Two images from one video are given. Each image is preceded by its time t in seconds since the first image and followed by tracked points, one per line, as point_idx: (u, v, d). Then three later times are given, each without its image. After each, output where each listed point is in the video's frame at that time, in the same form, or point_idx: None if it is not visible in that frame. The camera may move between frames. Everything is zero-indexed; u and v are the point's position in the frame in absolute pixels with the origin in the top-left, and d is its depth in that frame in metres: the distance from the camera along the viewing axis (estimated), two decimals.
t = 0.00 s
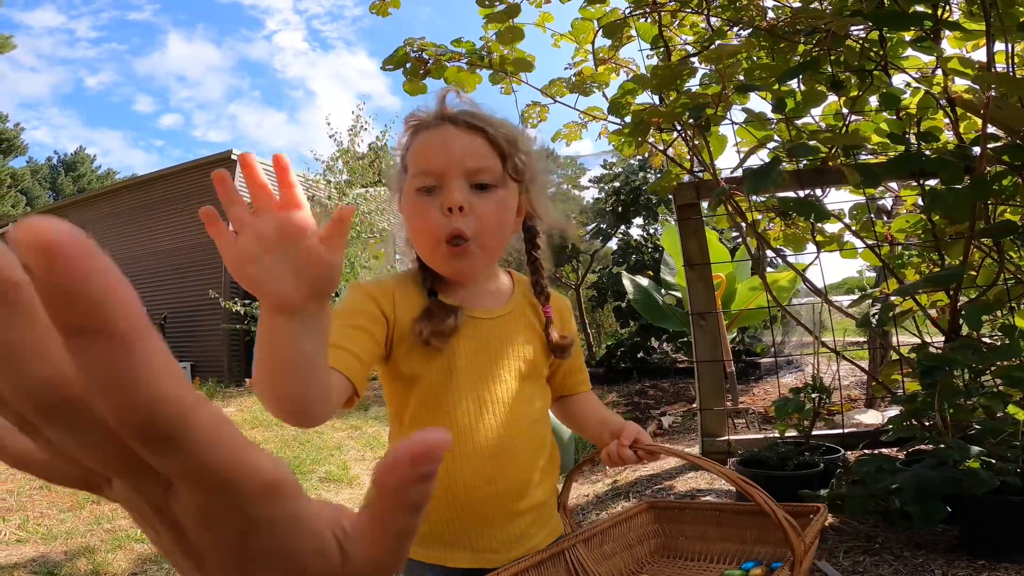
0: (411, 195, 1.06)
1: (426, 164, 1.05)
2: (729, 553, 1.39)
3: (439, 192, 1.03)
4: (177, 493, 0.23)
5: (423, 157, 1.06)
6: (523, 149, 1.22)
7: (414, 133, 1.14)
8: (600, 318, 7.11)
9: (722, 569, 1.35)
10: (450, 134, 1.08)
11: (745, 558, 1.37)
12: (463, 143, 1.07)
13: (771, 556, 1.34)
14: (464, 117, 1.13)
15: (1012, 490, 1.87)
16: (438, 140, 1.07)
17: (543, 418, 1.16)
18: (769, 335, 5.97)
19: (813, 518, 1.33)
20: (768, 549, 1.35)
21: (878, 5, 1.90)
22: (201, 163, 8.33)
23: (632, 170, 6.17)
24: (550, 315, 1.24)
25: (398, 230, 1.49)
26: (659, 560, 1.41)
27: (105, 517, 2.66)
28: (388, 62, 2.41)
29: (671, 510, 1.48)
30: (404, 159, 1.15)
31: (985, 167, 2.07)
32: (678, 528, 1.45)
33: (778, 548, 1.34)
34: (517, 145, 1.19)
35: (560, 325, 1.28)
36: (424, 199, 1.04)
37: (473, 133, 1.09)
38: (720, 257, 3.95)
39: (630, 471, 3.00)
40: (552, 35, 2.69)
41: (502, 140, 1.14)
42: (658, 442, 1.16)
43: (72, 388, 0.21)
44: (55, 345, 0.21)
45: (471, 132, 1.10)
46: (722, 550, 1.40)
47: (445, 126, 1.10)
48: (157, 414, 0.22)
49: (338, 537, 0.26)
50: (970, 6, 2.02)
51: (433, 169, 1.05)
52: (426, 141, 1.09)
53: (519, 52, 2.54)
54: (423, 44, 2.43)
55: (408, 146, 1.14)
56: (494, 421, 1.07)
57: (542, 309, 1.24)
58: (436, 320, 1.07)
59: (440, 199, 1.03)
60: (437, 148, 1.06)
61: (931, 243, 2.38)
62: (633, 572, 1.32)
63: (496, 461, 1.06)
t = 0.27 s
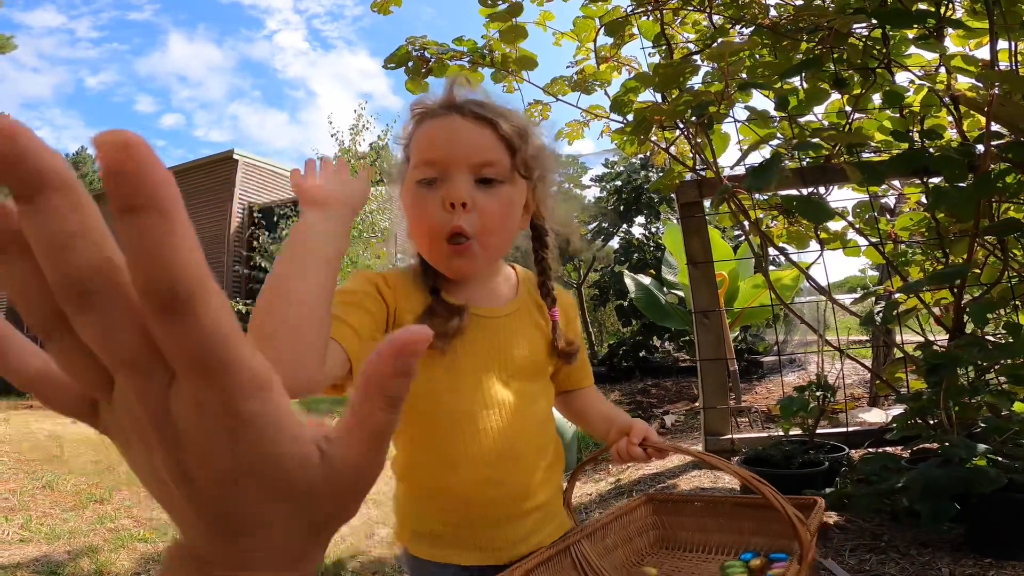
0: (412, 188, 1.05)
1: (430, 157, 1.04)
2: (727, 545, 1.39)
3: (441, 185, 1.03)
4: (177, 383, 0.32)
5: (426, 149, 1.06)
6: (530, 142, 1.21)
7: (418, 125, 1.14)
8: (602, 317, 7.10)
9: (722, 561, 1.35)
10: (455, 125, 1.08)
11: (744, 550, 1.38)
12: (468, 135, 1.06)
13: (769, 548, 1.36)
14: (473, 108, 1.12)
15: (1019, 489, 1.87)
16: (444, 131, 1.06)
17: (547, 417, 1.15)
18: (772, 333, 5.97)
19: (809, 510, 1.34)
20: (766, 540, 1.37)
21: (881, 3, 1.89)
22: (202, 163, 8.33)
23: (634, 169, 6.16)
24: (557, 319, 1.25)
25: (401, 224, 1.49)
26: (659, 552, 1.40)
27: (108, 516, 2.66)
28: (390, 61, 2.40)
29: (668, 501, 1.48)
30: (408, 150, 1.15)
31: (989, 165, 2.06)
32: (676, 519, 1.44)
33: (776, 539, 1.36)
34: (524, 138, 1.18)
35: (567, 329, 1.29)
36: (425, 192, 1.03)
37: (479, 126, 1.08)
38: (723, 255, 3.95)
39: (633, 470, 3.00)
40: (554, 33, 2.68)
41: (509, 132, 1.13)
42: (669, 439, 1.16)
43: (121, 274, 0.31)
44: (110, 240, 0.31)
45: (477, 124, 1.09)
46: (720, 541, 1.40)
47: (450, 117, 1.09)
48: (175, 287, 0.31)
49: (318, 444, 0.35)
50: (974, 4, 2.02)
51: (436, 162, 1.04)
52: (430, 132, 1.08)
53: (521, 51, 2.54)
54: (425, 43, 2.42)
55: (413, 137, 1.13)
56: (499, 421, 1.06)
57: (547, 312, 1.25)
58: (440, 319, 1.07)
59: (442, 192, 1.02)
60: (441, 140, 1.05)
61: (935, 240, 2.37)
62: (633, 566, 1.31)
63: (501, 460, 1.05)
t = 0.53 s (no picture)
0: (413, 178, 1.05)
1: (431, 148, 1.04)
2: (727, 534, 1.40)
3: (441, 178, 1.02)
4: (168, 365, 0.34)
5: (428, 140, 1.06)
6: (534, 140, 1.21)
7: (423, 117, 1.14)
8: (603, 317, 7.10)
9: (723, 549, 1.36)
10: (458, 118, 1.08)
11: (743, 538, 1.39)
12: (470, 128, 1.06)
13: (768, 535, 1.37)
14: (476, 105, 1.12)
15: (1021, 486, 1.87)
16: (445, 125, 1.06)
17: (553, 415, 1.16)
18: (773, 332, 5.97)
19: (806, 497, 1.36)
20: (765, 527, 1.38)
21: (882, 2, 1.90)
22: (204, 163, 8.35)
23: (635, 168, 6.17)
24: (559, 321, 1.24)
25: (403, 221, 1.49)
26: (661, 544, 1.41)
27: (111, 516, 2.67)
28: (391, 61, 2.41)
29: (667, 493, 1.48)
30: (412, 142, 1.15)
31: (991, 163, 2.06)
32: (676, 511, 1.45)
33: (775, 527, 1.37)
34: (527, 135, 1.18)
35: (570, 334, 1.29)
36: (424, 183, 1.03)
37: (482, 119, 1.08)
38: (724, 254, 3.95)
39: (635, 469, 3.00)
40: (556, 33, 2.69)
41: (513, 128, 1.13)
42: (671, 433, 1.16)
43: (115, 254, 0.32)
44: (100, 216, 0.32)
45: (481, 118, 1.09)
46: (720, 531, 1.41)
47: (454, 110, 1.10)
48: (169, 264, 0.32)
49: (316, 431, 0.37)
50: (975, 3, 2.03)
51: (436, 152, 1.04)
52: (433, 124, 1.08)
53: (523, 50, 2.54)
54: (426, 43, 2.43)
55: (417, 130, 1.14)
56: (507, 421, 1.07)
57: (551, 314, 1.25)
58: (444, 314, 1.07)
59: (440, 183, 1.01)
60: (441, 134, 1.05)
61: (937, 238, 2.37)
62: (638, 558, 1.31)
63: (508, 461, 1.06)
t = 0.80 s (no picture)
0: (411, 181, 1.04)
1: (429, 150, 1.04)
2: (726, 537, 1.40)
3: (441, 176, 1.02)
4: (161, 364, 0.34)
5: (425, 143, 1.06)
6: (530, 144, 1.22)
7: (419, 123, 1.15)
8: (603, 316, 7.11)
9: (721, 552, 1.36)
10: (454, 121, 1.08)
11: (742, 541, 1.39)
12: (467, 130, 1.06)
13: (767, 538, 1.36)
14: (472, 108, 1.13)
15: (1020, 486, 1.87)
16: (443, 126, 1.07)
17: (549, 417, 1.16)
18: (774, 331, 5.97)
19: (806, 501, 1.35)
20: (763, 531, 1.37)
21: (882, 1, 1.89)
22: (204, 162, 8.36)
23: (635, 167, 6.17)
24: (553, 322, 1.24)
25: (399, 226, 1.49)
26: (659, 544, 1.41)
27: (112, 515, 2.67)
28: (390, 60, 2.41)
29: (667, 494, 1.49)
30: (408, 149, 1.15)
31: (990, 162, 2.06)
32: (675, 512, 1.45)
33: (774, 530, 1.37)
34: (523, 139, 1.18)
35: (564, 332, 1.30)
36: (423, 183, 1.02)
37: (479, 122, 1.09)
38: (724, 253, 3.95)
39: (635, 468, 3.00)
40: (555, 32, 2.69)
41: (509, 131, 1.13)
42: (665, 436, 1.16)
43: (109, 254, 0.32)
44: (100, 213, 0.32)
45: (477, 120, 1.09)
46: (718, 533, 1.41)
47: (451, 114, 1.10)
48: (162, 264, 0.32)
49: (305, 431, 0.38)
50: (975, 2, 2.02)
51: (434, 154, 1.03)
52: (429, 128, 1.08)
53: (522, 50, 2.54)
54: (425, 42, 2.43)
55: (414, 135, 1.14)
56: (502, 424, 1.07)
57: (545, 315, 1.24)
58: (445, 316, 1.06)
59: (439, 183, 1.00)
60: (440, 134, 1.05)
61: (936, 238, 2.37)
62: (635, 558, 1.32)
63: (505, 462, 1.06)
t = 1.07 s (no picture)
0: (404, 184, 1.05)
1: (421, 154, 1.05)
2: (734, 546, 1.39)
3: (433, 179, 1.02)
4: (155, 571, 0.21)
5: (417, 146, 1.06)
6: (524, 143, 1.22)
7: (413, 125, 1.15)
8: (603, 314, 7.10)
9: (728, 561, 1.35)
10: (446, 124, 1.08)
11: (751, 551, 1.37)
12: (458, 132, 1.06)
13: (775, 548, 1.35)
14: (464, 111, 1.13)
15: (1019, 486, 1.87)
16: (434, 130, 1.07)
17: (545, 414, 1.16)
18: (774, 330, 5.97)
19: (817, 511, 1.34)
20: (772, 541, 1.35)
21: None
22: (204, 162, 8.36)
23: (635, 165, 6.16)
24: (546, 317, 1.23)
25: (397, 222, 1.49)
26: (666, 551, 1.41)
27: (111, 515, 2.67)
28: (388, 60, 2.41)
29: (676, 500, 1.48)
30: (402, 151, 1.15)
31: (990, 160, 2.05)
32: (683, 519, 1.45)
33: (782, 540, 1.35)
34: (517, 138, 1.18)
35: (560, 325, 1.29)
36: (416, 187, 1.02)
37: (471, 124, 1.09)
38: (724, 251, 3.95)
39: (635, 467, 3.00)
40: (553, 31, 2.68)
41: (501, 131, 1.13)
42: (657, 436, 1.16)
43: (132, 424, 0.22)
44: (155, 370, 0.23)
45: (469, 122, 1.09)
46: (727, 542, 1.40)
47: (443, 116, 1.10)
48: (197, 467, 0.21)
49: None
50: None
51: (426, 157, 1.04)
52: (421, 130, 1.08)
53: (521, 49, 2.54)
54: (424, 41, 2.42)
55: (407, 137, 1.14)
56: (498, 422, 1.07)
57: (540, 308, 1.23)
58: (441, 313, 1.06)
59: (431, 187, 1.00)
60: (431, 138, 1.05)
61: (936, 236, 2.37)
62: (638, 563, 1.32)
63: (500, 461, 1.06)
